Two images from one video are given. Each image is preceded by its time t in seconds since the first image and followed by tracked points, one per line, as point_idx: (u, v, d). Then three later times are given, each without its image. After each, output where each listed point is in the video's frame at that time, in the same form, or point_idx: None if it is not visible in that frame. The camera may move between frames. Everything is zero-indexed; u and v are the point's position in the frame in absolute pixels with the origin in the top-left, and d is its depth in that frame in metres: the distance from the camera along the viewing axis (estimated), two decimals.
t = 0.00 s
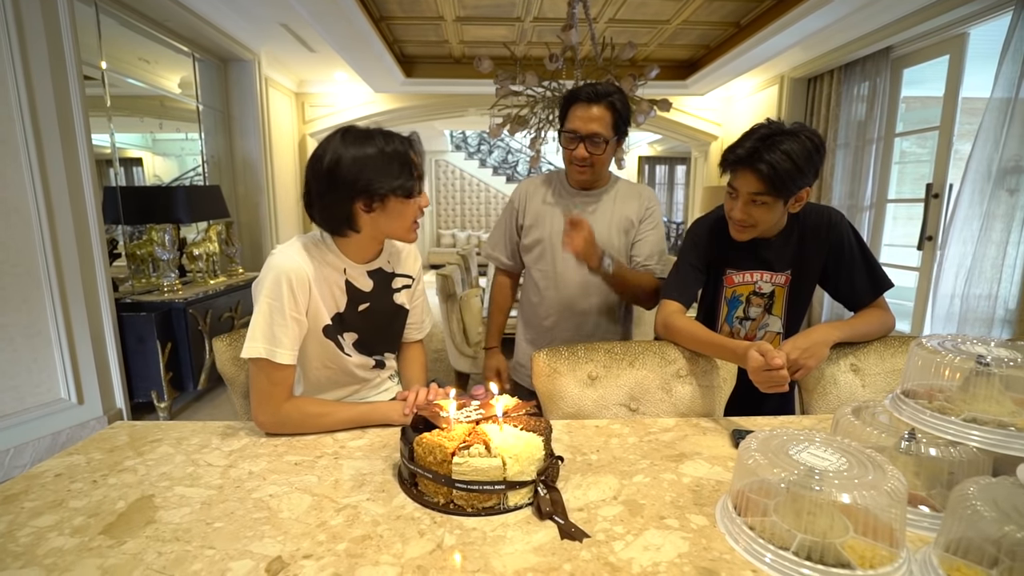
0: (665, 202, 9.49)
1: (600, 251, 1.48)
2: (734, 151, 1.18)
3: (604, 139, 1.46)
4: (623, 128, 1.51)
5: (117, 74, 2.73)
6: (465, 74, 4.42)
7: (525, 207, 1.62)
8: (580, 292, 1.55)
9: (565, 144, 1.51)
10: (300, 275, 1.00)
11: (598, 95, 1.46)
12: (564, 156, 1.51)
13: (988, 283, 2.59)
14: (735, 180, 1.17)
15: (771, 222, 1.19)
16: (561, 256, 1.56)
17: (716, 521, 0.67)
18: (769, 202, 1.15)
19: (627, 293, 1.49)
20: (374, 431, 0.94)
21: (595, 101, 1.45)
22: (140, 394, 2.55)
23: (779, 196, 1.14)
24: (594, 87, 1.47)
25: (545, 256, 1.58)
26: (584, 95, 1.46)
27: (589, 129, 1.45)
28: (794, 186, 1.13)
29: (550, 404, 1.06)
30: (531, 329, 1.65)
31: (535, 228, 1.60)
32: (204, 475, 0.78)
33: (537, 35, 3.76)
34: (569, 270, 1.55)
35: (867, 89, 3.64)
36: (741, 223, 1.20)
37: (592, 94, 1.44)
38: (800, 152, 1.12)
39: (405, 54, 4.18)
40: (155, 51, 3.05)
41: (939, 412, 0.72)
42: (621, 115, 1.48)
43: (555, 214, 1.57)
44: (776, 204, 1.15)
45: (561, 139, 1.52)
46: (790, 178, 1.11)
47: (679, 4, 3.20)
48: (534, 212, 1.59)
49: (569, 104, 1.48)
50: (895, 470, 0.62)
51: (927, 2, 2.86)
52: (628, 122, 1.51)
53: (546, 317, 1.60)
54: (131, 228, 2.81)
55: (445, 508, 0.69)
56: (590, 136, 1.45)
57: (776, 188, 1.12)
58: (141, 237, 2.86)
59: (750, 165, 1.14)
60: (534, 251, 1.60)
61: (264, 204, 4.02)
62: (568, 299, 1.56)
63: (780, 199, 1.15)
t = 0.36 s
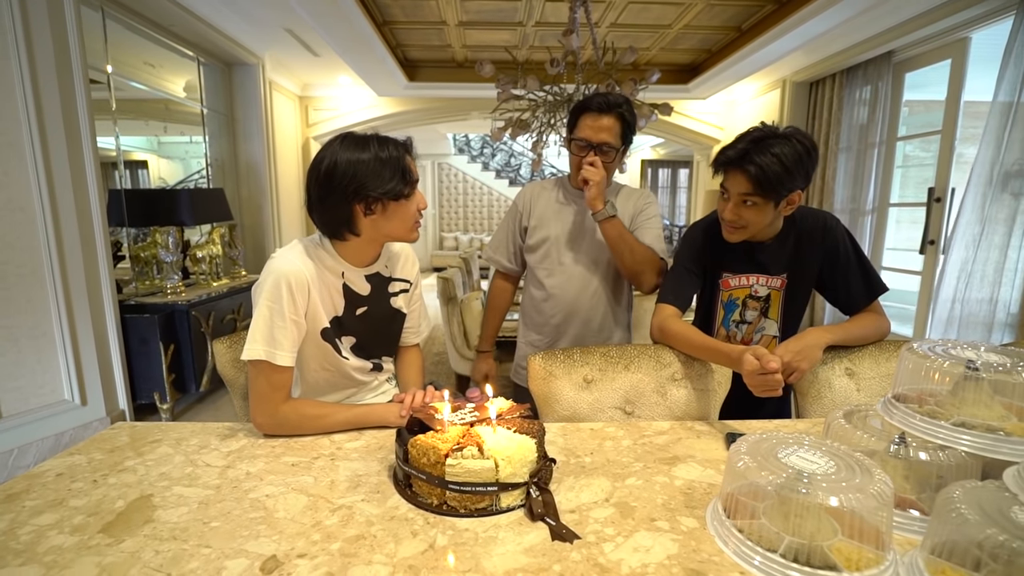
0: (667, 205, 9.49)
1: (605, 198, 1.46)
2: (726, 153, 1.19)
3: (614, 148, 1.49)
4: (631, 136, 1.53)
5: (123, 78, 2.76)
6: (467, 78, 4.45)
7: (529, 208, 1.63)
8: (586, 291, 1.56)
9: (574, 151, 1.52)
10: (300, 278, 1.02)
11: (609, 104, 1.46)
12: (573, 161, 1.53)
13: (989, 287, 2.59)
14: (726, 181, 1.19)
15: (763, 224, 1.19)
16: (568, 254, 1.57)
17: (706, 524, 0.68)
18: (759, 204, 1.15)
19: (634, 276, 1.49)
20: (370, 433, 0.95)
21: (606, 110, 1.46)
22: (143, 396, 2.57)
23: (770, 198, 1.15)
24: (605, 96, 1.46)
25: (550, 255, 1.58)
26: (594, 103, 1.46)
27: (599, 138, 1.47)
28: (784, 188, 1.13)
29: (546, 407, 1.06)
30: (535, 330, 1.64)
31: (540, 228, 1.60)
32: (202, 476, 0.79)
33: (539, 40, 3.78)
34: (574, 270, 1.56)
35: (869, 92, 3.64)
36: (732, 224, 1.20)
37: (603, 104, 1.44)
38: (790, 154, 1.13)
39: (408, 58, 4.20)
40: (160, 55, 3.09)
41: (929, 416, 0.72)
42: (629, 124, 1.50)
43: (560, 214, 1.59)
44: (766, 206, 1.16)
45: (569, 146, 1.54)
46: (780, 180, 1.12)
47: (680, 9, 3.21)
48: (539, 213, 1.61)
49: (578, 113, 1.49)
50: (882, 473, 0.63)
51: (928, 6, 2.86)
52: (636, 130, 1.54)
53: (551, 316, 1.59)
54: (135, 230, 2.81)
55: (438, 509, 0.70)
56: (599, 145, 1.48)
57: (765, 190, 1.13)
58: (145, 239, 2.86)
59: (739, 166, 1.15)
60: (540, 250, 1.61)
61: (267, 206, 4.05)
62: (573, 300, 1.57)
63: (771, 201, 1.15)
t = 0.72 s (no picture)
0: (671, 207, 9.48)
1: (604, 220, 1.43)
2: (724, 157, 1.20)
3: (614, 147, 1.50)
4: (630, 136, 1.55)
5: (128, 79, 2.78)
6: (470, 80, 4.46)
7: (530, 210, 1.65)
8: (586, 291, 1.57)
9: (574, 150, 1.53)
10: (300, 277, 1.03)
11: (609, 104, 1.48)
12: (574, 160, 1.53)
13: (994, 290, 2.58)
14: (726, 185, 1.19)
15: (762, 226, 1.20)
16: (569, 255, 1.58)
17: (700, 522, 0.69)
18: (759, 207, 1.16)
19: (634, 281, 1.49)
20: (370, 431, 0.96)
21: (605, 110, 1.48)
22: (147, 395, 2.59)
23: (770, 201, 1.15)
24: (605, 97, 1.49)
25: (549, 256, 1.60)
26: (595, 104, 1.48)
27: (600, 137, 1.48)
28: (784, 190, 1.14)
29: (544, 406, 1.07)
30: (535, 329, 1.65)
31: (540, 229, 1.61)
32: (203, 472, 0.80)
33: (542, 42, 3.79)
34: (575, 272, 1.58)
35: (872, 94, 3.63)
36: (732, 226, 1.21)
37: (603, 104, 1.46)
38: (790, 157, 1.13)
39: (412, 60, 4.22)
40: (165, 57, 3.11)
41: (924, 417, 0.72)
42: (629, 124, 1.51)
43: (561, 215, 1.60)
44: (766, 209, 1.16)
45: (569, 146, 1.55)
46: (780, 182, 1.13)
47: (682, 11, 3.22)
48: (540, 214, 1.62)
49: (579, 113, 1.51)
50: (874, 472, 0.63)
51: (932, 8, 2.85)
52: (634, 131, 1.55)
53: (551, 315, 1.60)
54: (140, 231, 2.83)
55: (435, 506, 0.71)
56: (600, 144, 1.49)
57: (765, 193, 1.14)
58: (149, 239, 2.88)
59: (739, 170, 1.16)
60: (540, 251, 1.62)
61: (271, 207, 4.07)
62: (574, 301, 1.57)
63: (771, 204, 1.16)
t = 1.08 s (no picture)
0: (673, 205, 9.46)
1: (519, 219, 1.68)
2: (722, 153, 1.19)
3: (606, 139, 1.50)
4: (622, 130, 1.56)
5: (130, 76, 2.79)
6: (472, 77, 4.46)
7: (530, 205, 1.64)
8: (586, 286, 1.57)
9: (567, 146, 1.54)
10: (300, 271, 1.03)
11: (599, 99, 1.50)
12: (566, 156, 1.53)
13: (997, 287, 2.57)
14: (725, 181, 1.19)
15: (761, 222, 1.20)
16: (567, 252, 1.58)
17: (695, 515, 0.69)
18: (758, 203, 1.16)
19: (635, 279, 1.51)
20: (367, 425, 0.96)
21: (595, 104, 1.49)
22: (149, 391, 2.60)
23: (768, 197, 1.15)
24: (595, 92, 1.51)
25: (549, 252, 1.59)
26: (584, 98, 1.50)
27: (591, 130, 1.48)
28: (783, 185, 1.14)
29: (541, 401, 1.08)
30: (535, 324, 1.65)
31: (537, 228, 1.61)
32: (201, 465, 0.81)
33: (543, 38, 3.78)
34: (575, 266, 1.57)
35: (875, 91, 3.61)
36: (731, 223, 1.21)
37: (593, 98, 1.47)
38: (790, 153, 1.13)
39: (413, 57, 4.21)
40: (167, 54, 3.12)
41: (919, 411, 0.72)
42: (621, 117, 1.53)
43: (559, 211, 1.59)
44: (765, 205, 1.16)
45: (562, 143, 1.55)
46: (779, 178, 1.13)
47: (685, 7, 3.20)
48: (536, 212, 1.62)
49: (571, 108, 1.51)
50: (868, 467, 0.63)
51: (937, 4, 2.83)
52: (627, 126, 1.56)
53: (549, 311, 1.60)
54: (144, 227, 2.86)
55: (430, 499, 0.71)
56: (591, 137, 1.49)
57: (764, 188, 1.14)
58: (151, 236, 2.91)
59: (738, 166, 1.15)
60: (539, 248, 1.62)
61: (273, 204, 4.08)
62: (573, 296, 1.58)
63: (769, 200, 1.16)
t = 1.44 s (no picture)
0: (675, 206, 9.46)
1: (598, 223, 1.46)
2: (722, 153, 1.19)
3: (608, 138, 1.50)
4: (621, 129, 1.56)
5: (134, 76, 2.81)
6: (474, 77, 4.46)
7: (529, 204, 1.66)
8: (586, 282, 1.58)
9: (569, 144, 1.54)
10: (292, 265, 1.06)
11: (599, 98, 1.50)
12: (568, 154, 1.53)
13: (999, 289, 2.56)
14: (725, 180, 1.18)
15: (760, 222, 1.20)
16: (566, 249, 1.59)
17: (688, 513, 0.69)
18: (757, 203, 1.15)
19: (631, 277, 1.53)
20: (363, 422, 0.96)
21: (597, 103, 1.49)
22: (150, 389, 2.61)
23: (767, 196, 1.15)
24: (596, 92, 1.51)
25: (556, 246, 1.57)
26: (586, 98, 1.50)
27: (592, 129, 1.48)
28: (783, 185, 1.14)
29: (537, 399, 1.08)
30: (534, 322, 1.64)
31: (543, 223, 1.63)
32: (197, 460, 0.81)
33: (545, 39, 3.79)
34: (573, 264, 1.59)
35: (877, 92, 3.60)
36: (730, 223, 1.20)
37: (594, 97, 1.47)
38: (788, 152, 1.13)
39: (415, 57, 4.22)
40: (170, 53, 3.13)
41: (915, 410, 0.72)
42: (621, 116, 1.53)
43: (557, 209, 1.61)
44: (764, 204, 1.16)
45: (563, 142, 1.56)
46: (778, 177, 1.12)
47: (686, 8, 3.20)
48: (541, 207, 1.63)
49: (572, 107, 1.51)
50: (862, 464, 0.63)
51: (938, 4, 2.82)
52: (626, 125, 1.57)
53: (550, 308, 1.60)
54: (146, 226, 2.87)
55: (424, 495, 0.71)
56: (592, 136, 1.49)
57: (763, 188, 1.13)
58: (153, 235, 2.92)
59: (737, 166, 1.15)
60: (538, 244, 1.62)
61: (275, 203, 4.09)
62: (572, 293, 1.58)
63: (768, 200, 1.16)
